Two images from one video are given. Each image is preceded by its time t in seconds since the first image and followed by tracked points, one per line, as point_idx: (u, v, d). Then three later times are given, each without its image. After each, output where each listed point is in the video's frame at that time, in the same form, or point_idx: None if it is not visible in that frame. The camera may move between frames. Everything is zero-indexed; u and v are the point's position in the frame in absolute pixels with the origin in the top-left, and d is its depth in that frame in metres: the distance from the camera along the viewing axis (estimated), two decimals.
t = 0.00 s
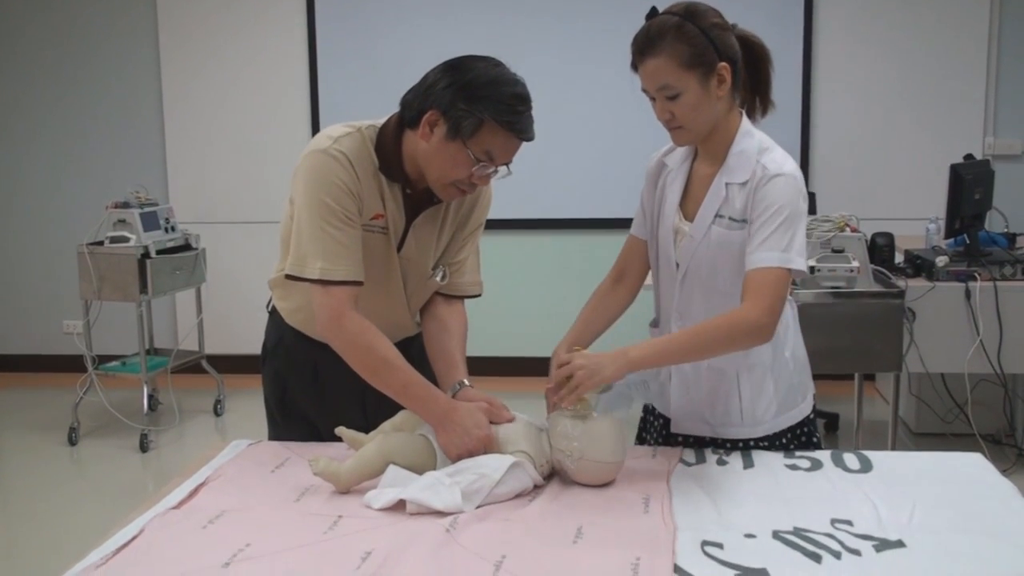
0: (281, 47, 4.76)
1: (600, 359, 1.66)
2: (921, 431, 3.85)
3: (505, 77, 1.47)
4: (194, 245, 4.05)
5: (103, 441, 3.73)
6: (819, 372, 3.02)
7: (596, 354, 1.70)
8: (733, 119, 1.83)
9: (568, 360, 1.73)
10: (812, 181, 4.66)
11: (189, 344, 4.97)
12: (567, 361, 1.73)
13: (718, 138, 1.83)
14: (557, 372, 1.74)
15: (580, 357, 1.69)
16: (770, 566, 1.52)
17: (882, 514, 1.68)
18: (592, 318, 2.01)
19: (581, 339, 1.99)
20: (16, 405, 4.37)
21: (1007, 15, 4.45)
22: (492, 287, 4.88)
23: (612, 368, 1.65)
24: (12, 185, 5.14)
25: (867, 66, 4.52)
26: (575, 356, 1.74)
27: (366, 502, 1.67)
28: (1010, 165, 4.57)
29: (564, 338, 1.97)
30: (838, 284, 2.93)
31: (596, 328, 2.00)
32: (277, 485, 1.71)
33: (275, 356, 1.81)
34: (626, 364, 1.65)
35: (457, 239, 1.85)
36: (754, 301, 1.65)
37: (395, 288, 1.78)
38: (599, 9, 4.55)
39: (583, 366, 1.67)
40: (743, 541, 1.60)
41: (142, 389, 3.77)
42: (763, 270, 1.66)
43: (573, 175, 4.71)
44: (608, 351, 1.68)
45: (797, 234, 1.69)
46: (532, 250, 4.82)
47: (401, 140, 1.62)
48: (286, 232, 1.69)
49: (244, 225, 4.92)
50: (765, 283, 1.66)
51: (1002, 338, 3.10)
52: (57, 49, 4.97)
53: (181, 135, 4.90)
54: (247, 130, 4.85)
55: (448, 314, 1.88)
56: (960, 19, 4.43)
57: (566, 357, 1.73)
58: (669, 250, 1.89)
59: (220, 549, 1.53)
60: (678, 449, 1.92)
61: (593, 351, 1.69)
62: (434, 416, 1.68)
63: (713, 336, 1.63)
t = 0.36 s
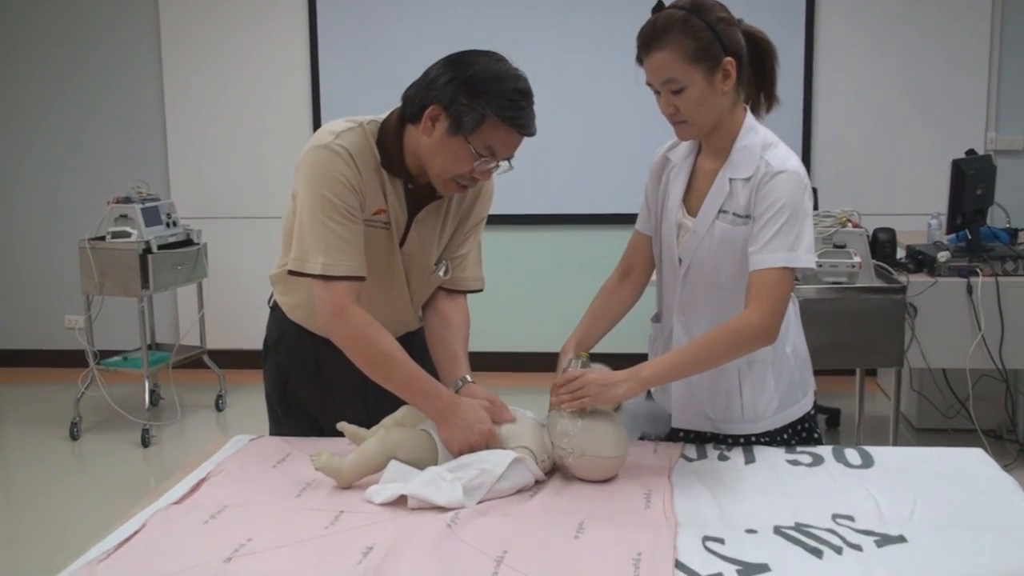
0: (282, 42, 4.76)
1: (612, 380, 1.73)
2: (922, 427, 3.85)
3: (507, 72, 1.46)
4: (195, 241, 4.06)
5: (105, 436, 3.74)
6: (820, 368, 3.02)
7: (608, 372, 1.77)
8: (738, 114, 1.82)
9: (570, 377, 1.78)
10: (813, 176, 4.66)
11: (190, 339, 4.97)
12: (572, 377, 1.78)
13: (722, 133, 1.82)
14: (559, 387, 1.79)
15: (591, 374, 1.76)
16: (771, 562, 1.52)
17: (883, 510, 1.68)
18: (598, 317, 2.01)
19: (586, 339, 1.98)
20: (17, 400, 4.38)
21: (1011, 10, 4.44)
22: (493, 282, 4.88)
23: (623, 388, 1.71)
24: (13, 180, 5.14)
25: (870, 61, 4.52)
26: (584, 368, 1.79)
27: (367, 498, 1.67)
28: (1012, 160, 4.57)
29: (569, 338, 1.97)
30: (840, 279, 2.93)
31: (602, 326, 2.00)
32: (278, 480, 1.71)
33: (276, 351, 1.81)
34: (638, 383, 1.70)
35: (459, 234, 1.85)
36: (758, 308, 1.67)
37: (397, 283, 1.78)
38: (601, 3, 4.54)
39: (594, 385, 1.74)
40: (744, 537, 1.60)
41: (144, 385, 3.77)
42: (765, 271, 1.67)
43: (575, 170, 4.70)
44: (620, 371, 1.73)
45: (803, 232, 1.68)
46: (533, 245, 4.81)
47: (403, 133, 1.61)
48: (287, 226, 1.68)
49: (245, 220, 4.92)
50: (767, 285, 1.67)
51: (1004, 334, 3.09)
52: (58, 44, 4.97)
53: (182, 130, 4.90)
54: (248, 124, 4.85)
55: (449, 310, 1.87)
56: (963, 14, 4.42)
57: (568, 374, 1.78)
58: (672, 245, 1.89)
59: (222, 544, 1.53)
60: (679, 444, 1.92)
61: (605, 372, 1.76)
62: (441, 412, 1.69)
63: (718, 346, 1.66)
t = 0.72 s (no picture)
0: (282, 41, 4.75)
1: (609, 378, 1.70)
2: (925, 426, 3.84)
3: (509, 73, 1.45)
4: (193, 240, 4.05)
5: (103, 436, 3.73)
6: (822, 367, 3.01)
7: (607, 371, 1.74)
8: (740, 112, 1.82)
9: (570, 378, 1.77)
10: (815, 175, 4.65)
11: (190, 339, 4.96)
12: (572, 379, 1.77)
13: (725, 131, 1.82)
14: (563, 389, 1.77)
15: (590, 373, 1.73)
16: (772, 562, 1.51)
17: (885, 510, 1.67)
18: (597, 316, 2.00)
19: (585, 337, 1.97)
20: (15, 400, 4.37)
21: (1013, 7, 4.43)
22: (494, 281, 4.87)
23: (623, 385, 1.69)
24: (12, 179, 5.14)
25: (871, 60, 4.51)
26: (582, 370, 1.78)
27: (367, 498, 1.66)
28: (1015, 158, 4.56)
29: (568, 335, 1.96)
30: (841, 278, 2.91)
31: (605, 323, 1.99)
32: (277, 480, 1.70)
33: (275, 350, 1.79)
34: (638, 380, 1.68)
35: (459, 233, 1.84)
36: (758, 305, 1.66)
37: (396, 283, 1.77)
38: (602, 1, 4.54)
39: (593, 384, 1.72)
40: (745, 537, 1.59)
41: (142, 384, 3.76)
42: (766, 269, 1.67)
43: (576, 169, 4.70)
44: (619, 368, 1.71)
45: (805, 229, 1.68)
46: (534, 245, 4.81)
47: (403, 134, 1.60)
48: (286, 225, 1.67)
49: (246, 219, 4.92)
50: (769, 282, 1.66)
51: (1007, 333, 3.08)
52: (57, 42, 4.96)
53: (182, 129, 4.89)
54: (247, 122, 4.84)
55: (449, 309, 1.86)
56: (965, 11, 4.41)
57: (568, 376, 1.77)
58: (675, 244, 1.88)
59: (221, 544, 1.53)
60: (681, 444, 1.91)
61: (604, 371, 1.74)
62: (443, 410, 1.68)
63: (718, 341, 1.66)
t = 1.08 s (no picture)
0: (278, 36, 4.72)
1: (612, 380, 1.67)
2: (935, 427, 3.79)
3: (503, 61, 1.42)
4: (187, 238, 4.02)
5: (93, 438, 3.70)
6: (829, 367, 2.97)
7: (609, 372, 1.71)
8: (743, 108, 1.78)
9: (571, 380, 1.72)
10: (821, 173, 4.61)
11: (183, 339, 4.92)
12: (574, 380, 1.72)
13: (728, 128, 1.78)
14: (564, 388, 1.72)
15: (591, 375, 1.69)
16: (778, 568, 1.48)
17: (893, 513, 1.63)
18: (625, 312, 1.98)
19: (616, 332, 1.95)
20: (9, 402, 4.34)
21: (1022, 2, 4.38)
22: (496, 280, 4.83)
23: (626, 387, 1.66)
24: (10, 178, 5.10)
25: (876, 56, 4.47)
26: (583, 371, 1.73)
27: (363, 502, 1.62)
28: None
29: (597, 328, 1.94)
30: (849, 276, 2.87)
31: (624, 317, 1.96)
32: (271, 484, 1.66)
33: (269, 351, 1.76)
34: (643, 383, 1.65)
35: (456, 230, 1.80)
36: (763, 306, 1.62)
37: (392, 281, 1.73)
38: None
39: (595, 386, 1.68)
40: (750, 542, 1.55)
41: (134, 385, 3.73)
42: (772, 269, 1.63)
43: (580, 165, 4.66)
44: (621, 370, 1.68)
45: (810, 229, 1.64)
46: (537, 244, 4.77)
47: (397, 126, 1.57)
48: (279, 222, 1.64)
49: (247, 218, 4.89)
50: (774, 282, 1.63)
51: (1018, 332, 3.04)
52: (55, 39, 4.93)
53: (178, 127, 4.85)
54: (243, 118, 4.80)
55: (447, 307, 1.83)
56: (973, 6, 4.37)
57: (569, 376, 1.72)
58: (676, 243, 1.84)
59: (213, 549, 1.49)
60: (684, 447, 1.87)
61: (607, 372, 1.70)
62: (438, 414, 1.64)
63: (725, 343, 1.62)
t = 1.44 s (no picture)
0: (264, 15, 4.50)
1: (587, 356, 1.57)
2: (950, 422, 3.72)
3: (501, 38, 1.36)
4: (173, 225, 3.94)
5: (77, 434, 3.64)
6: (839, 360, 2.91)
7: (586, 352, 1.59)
8: (751, 92, 1.71)
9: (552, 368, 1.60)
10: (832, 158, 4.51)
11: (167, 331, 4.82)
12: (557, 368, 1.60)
13: (734, 112, 1.71)
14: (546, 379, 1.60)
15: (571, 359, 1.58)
16: (789, 567, 1.42)
17: (907, 509, 1.58)
18: (620, 284, 1.91)
19: (601, 296, 1.90)
20: None
21: None
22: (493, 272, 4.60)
23: (603, 365, 1.56)
24: None
25: (892, 34, 4.29)
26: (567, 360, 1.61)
27: (358, 500, 1.57)
28: None
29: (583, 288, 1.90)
30: (861, 265, 2.81)
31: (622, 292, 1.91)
32: (261, 481, 1.60)
33: (259, 343, 1.69)
34: (620, 359, 1.56)
35: (454, 216, 1.74)
36: (757, 289, 1.56)
37: (388, 270, 1.67)
38: None
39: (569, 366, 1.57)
40: (759, 540, 1.49)
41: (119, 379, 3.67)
42: (769, 255, 1.56)
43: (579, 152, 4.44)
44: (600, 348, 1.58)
45: (811, 216, 1.58)
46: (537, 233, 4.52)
47: (391, 110, 1.51)
48: (269, 208, 1.58)
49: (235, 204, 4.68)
50: (771, 269, 1.56)
51: None
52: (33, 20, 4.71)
53: (162, 114, 4.64)
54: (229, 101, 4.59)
55: (444, 297, 1.77)
56: None
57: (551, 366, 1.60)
58: (681, 230, 1.77)
59: (200, 549, 1.44)
60: (690, 441, 1.81)
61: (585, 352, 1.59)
62: (440, 406, 1.58)
63: (706, 321, 1.55)
